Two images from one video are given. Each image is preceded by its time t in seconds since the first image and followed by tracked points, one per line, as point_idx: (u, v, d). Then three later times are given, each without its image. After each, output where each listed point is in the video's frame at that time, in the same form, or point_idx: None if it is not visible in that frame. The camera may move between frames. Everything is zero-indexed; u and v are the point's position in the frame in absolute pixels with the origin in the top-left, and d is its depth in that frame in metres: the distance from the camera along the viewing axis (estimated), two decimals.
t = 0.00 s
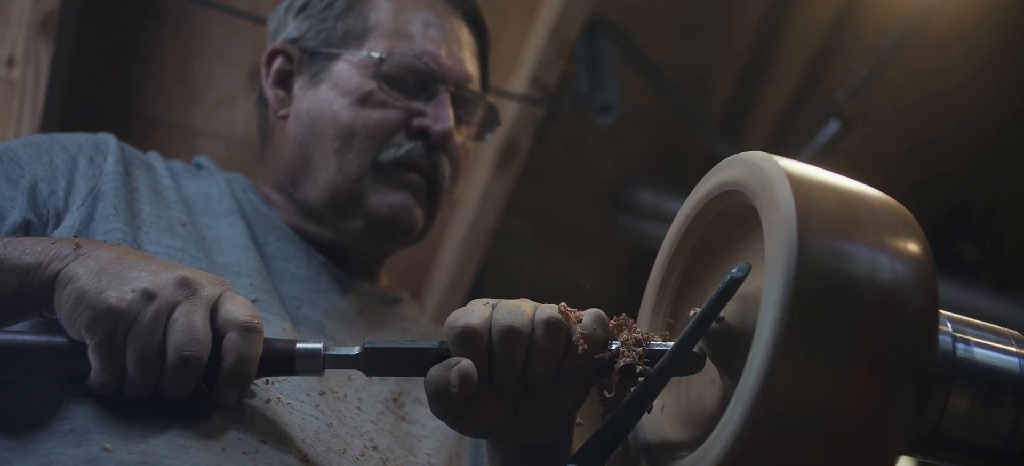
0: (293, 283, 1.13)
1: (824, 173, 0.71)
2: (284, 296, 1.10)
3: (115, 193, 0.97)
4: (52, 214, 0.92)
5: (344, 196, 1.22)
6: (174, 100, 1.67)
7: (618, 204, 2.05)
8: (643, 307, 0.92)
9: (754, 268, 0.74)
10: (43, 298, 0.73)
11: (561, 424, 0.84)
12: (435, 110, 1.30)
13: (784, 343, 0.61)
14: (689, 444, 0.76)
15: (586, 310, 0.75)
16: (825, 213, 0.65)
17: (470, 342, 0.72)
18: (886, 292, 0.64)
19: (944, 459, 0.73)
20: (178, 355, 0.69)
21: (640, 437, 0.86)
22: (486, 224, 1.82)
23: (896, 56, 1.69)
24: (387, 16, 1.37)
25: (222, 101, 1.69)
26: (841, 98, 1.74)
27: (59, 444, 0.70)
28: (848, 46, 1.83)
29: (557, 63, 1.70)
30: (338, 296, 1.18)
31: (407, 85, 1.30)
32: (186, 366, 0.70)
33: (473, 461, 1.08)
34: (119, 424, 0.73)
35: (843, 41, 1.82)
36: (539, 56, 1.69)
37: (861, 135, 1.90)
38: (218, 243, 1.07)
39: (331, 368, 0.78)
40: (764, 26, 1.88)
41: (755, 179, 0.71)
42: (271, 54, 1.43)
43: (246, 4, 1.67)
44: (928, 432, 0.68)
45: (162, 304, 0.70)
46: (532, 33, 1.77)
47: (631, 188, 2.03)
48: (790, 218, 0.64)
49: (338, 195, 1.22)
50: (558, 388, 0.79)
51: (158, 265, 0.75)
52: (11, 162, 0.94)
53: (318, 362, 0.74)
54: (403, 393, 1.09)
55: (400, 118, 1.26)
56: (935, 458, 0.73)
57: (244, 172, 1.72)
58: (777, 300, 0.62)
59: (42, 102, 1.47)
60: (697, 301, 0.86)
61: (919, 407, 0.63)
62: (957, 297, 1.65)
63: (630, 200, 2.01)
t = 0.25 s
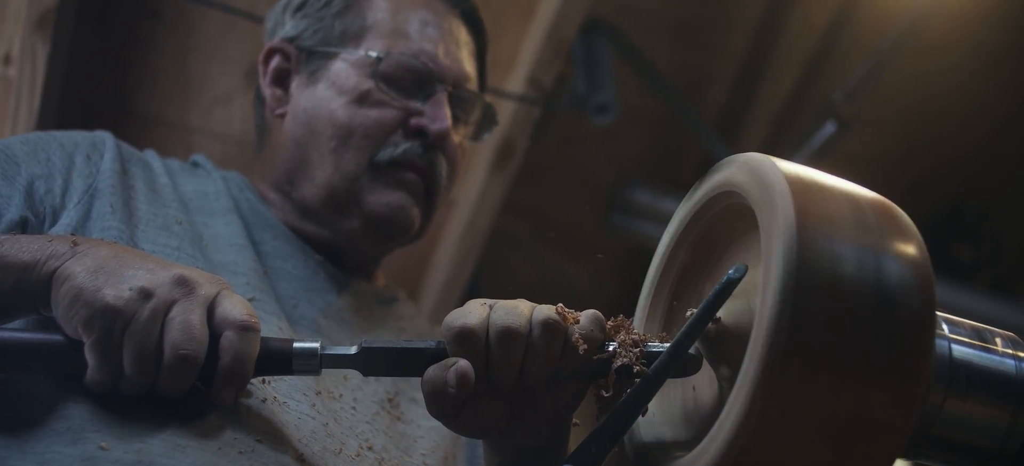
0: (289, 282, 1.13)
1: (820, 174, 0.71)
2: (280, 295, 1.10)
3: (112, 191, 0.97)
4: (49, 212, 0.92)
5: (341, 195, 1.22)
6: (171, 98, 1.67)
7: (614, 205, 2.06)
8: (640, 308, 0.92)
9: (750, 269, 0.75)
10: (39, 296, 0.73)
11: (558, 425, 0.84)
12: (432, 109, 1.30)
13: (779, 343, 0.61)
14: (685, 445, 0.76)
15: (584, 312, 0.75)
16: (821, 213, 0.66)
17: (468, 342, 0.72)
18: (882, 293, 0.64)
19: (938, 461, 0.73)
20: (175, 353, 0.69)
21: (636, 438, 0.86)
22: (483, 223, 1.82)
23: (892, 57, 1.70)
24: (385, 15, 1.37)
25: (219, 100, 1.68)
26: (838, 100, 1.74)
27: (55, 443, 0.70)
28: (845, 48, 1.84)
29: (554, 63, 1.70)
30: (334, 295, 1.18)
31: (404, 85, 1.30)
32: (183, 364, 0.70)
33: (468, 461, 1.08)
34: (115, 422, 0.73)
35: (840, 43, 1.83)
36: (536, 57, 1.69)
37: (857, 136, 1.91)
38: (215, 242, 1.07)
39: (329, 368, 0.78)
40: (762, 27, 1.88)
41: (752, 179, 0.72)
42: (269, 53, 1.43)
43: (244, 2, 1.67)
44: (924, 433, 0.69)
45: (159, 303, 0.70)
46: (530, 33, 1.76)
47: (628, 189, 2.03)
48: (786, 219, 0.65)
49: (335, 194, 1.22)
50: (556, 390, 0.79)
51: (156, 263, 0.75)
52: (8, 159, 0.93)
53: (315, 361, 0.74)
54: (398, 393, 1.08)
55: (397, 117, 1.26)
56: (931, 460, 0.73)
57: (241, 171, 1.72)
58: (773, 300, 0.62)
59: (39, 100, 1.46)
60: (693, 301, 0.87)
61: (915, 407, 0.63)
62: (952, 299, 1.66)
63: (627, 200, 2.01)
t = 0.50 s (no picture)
0: (286, 281, 1.13)
1: (818, 175, 0.71)
2: (277, 295, 1.10)
3: (110, 189, 0.97)
4: (46, 210, 0.92)
5: (338, 194, 1.22)
6: (168, 97, 1.66)
7: (610, 206, 2.06)
8: (636, 309, 0.92)
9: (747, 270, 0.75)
10: (36, 294, 0.72)
11: (555, 426, 0.84)
12: (430, 109, 1.30)
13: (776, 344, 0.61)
14: (680, 445, 0.76)
15: (582, 312, 0.75)
16: (819, 215, 0.66)
17: (465, 343, 0.72)
18: (879, 294, 0.64)
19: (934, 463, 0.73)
20: (172, 352, 0.69)
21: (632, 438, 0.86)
22: (479, 223, 1.82)
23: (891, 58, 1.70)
24: (383, 15, 1.37)
25: (216, 99, 1.68)
26: (836, 101, 1.75)
27: (51, 441, 0.69)
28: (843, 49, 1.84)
29: (551, 64, 1.70)
30: (331, 295, 1.18)
31: (402, 84, 1.30)
32: (180, 363, 0.70)
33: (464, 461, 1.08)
34: (111, 421, 0.73)
35: (838, 45, 1.83)
36: (533, 56, 1.69)
37: (854, 138, 1.91)
38: (212, 241, 1.07)
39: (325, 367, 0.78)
40: (760, 28, 1.88)
41: (749, 181, 0.72)
42: (266, 51, 1.42)
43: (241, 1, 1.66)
44: (921, 435, 0.69)
45: (157, 301, 0.70)
46: (528, 33, 1.76)
47: (624, 189, 2.03)
48: (784, 220, 0.65)
49: (332, 194, 1.22)
50: (553, 390, 0.79)
51: (153, 261, 0.75)
52: (5, 156, 0.92)
53: (313, 360, 0.74)
54: (394, 394, 1.09)
55: (395, 117, 1.26)
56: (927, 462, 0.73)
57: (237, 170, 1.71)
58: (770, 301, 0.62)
59: (35, 98, 1.46)
60: (689, 302, 0.87)
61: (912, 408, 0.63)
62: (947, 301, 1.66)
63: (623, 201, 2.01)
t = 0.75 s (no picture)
0: (283, 280, 1.13)
1: (815, 176, 0.72)
2: (274, 294, 1.10)
3: (107, 188, 0.97)
4: (43, 208, 0.92)
5: (336, 194, 1.22)
6: (165, 96, 1.66)
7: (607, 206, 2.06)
8: (633, 309, 0.92)
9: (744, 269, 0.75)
10: (34, 292, 0.72)
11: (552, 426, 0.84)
12: (428, 108, 1.30)
13: (773, 344, 0.61)
14: (677, 445, 0.76)
15: (580, 312, 0.75)
16: (816, 216, 0.66)
17: (463, 343, 0.72)
18: (876, 295, 0.64)
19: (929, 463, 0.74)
20: (170, 351, 0.69)
21: (628, 437, 0.87)
22: (476, 222, 1.82)
23: (889, 59, 1.70)
24: (381, 14, 1.37)
25: (213, 98, 1.68)
26: (833, 103, 1.75)
27: (47, 439, 0.69)
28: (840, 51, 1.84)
29: (549, 63, 1.71)
30: (328, 294, 1.18)
31: (400, 84, 1.30)
32: (178, 361, 0.70)
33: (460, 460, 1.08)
34: (108, 419, 0.73)
35: (836, 46, 1.83)
36: (531, 55, 1.69)
37: (850, 140, 1.92)
38: (209, 239, 1.07)
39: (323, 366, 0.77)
40: (757, 29, 1.88)
41: (746, 181, 0.72)
42: (264, 50, 1.42)
43: None
44: (916, 436, 0.69)
45: (155, 300, 0.70)
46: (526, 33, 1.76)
47: (621, 190, 2.03)
48: (782, 221, 0.65)
49: (330, 193, 1.22)
50: (551, 390, 0.79)
51: (151, 260, 0.75)
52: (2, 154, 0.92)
53: (310, 359, 0.74)
54: (390, 394, 1.09)
55: (393, 116, 1.26)
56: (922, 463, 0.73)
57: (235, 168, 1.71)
58: (767, 302, 0.63)
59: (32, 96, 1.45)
60: (686, 302, 0.87)
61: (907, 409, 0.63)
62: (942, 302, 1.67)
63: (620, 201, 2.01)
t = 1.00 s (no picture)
0: (279, 279, 1.13)
1: (812, 177, 0.72)
2: (270, 292, 1.10)
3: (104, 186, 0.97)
4: (40, 206, 0.92)
5: (333, 192, 1.22)
6: (162, 94, 1.66)
7: (604, 206, 2.06)
8: (630, 309, 0.93)
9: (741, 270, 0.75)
10: (30, 290, 0.72)
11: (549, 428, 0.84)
12: (425, 108, 1.30)
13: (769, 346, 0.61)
14: (673, 446, 0.76)
15: (577, 314, 0.75)
16: (813, 217, 0.66)
17: (460, 343, 0.72)
18: (872, 297, 0.64)
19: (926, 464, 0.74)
20: (166, 349, 0.69)
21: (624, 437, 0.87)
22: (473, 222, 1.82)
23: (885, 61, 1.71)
24: (379, 13, 1.37)
25: (209, 96, 1.68)
26: (829, 104, 1.75)
27: (42, 438, 0.69)
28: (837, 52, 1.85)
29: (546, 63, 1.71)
30: (324, 294, 1.17)
31: (397, 83, 1.30)
32: (175, 360, 0.70)
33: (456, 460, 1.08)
34: (103, 418, 0.73)
35: (833, 48, 1.84)
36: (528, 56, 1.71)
37: (846, 141, 1.92)
38: (205, 238, 1.06)
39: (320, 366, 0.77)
40: (754, 30, 1.89)
41: (744, 183, 0.72)
42: (262, 49, 1.42)
43: None
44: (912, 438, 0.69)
45: (152, 298, 0.70)
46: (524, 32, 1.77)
47: (618, 191, 2.03)
48: (779, 223, 0.65)
49: (327, 192, 1.22)
50: (547, 391, 0.79)
51: (148, 258, 0.75)
52: None
53: (307, 359, 0.74)
54: (385, 394, 1.09)
55: (391, 115, 1.26)
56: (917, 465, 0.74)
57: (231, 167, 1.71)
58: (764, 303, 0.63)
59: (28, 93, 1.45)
60: (682, 303, 0.87)
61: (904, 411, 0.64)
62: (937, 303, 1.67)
63: (617, 202, 2.01)
